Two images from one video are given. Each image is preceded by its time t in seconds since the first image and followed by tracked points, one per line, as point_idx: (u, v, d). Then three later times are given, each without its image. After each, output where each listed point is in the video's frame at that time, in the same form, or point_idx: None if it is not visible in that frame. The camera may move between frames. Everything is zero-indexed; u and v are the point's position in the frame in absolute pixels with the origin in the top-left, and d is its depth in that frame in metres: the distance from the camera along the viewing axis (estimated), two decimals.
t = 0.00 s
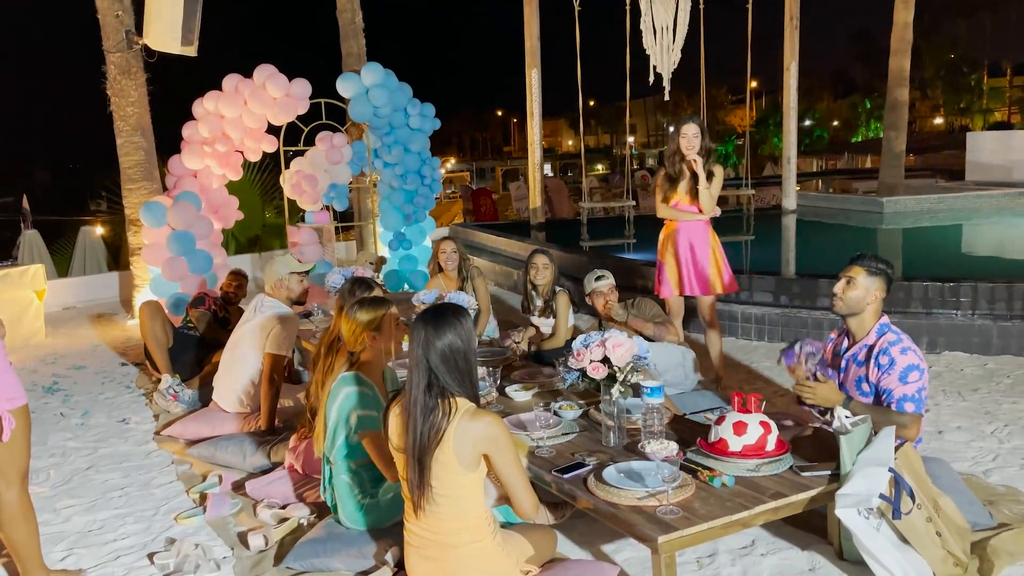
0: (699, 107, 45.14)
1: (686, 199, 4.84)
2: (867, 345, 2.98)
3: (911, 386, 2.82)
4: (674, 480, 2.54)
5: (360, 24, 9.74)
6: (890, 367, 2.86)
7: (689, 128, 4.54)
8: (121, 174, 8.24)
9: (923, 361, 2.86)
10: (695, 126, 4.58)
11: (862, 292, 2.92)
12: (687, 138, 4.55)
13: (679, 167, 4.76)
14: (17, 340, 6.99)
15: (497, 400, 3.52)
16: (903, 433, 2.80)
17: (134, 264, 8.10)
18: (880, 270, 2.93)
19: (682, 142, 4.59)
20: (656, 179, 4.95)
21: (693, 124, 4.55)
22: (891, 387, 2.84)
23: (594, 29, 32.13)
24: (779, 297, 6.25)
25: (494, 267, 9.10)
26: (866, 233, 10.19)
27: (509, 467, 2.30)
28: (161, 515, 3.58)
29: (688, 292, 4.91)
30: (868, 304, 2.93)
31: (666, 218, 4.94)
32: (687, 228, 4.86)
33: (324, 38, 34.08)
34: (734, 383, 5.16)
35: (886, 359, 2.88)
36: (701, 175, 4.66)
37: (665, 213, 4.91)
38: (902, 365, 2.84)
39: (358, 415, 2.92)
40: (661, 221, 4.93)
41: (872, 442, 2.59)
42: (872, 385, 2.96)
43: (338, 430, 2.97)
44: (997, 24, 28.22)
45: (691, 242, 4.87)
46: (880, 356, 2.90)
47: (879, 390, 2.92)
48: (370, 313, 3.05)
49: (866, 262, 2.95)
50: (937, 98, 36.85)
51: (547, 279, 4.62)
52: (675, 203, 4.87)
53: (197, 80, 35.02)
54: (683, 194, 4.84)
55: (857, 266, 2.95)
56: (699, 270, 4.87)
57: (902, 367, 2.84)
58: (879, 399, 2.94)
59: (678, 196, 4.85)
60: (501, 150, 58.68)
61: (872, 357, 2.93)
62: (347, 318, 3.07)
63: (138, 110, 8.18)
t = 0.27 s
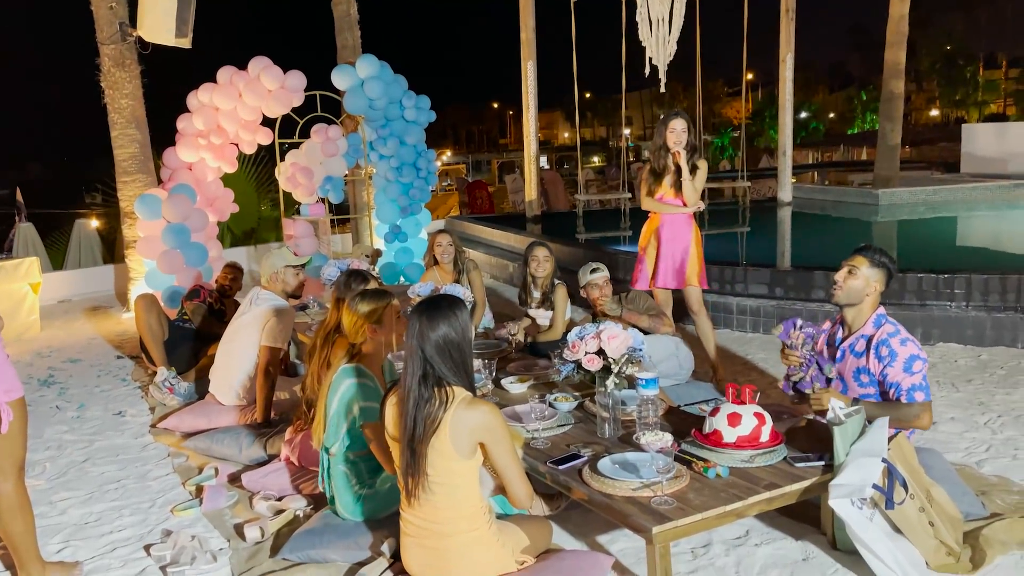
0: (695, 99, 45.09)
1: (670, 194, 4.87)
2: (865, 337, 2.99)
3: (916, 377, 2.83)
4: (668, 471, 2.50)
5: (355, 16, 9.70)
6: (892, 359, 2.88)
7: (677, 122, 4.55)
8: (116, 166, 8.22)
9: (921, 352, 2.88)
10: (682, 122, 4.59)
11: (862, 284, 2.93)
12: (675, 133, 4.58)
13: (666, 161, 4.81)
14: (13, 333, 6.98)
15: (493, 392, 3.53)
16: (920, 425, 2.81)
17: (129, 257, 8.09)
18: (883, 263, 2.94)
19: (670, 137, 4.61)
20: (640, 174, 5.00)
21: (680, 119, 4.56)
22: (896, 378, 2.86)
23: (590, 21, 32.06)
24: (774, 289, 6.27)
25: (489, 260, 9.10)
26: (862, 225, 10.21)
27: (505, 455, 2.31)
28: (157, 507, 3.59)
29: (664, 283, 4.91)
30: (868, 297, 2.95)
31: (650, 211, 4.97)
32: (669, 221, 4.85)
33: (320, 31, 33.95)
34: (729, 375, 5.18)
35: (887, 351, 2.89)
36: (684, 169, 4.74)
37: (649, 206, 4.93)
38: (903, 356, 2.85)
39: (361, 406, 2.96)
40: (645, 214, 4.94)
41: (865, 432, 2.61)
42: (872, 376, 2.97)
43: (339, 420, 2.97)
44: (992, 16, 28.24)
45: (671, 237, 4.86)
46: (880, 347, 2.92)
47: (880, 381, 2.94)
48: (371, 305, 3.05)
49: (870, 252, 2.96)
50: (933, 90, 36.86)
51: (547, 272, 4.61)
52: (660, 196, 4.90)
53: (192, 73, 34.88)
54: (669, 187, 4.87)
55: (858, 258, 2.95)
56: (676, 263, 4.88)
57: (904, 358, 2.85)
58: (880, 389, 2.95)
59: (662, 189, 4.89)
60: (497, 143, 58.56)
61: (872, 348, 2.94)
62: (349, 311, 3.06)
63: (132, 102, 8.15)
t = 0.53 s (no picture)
0: (692, 91, 45.01)
1: (662, 186, 4.84)
2: (871, 329, 2.95)
3: (927, 363, 2.83)
4: (663, 462, 2.55)
5: (351, 7, 9.67)
6: (902, 348, 2.85)
7: (667, 117, 4.48)
8: (111, 159, 8.20)
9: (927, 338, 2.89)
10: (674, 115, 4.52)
11: (864, 285, 2.84)
12: (665, 127, 4.51)
13: (656, 154, 4.75)
14: (9, 326, 6.98)
15: (489, 384, 3.54)
16: (931, 411, 2.77)
17: (125, 250, 8.08)
18: (873, 257, 2.81)
19: (660, 132, 4.55)
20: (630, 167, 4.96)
21: (671, 113, 4.49)
22: (906, 367, 2.84)
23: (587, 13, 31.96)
24: (770, 281, 6.28)
25: (486, 252, 9.10)
26: (858, 217, 10.22)
27: (501, 446, 2.32)
28: (153, 499, 3.60)
29: (652, 276, 4.97)
30: (870, 295, 2.88)
31: (643, 204, 4.95)
32: (661, 213, 4.87)
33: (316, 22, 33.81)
34: (725, 366, 5.19)
35: (896, 341, 2.87)
36: (674, 161, 4.70)
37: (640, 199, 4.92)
38: (913, 345, 2.85)
39: (367, 398, 2.92)
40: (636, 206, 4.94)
41: (860, 423, 2.62)
42: (879, 367, 2.94)
43: (342, 410, 2.97)
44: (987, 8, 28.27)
45: (664, 230, 4.88)
46: (886, 337, 2.89)
47: (889, 371, 2.91)
48: (373, 297, 3.03)
49: (852, 251, 2.81)
50: (930, 82, 36.82)
51: (544, 266, 4.58)
52: (651, 189, 4.88)
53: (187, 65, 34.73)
54: (659, 180, 4.83)
55: (849, 263, 2.82)
56: (667, 253, 4.90)
57: (914, 346, 2.84)
58: (888, 379, 2.93)
59: (654, 182, 4.86)
60: (494, 135, 58.43)
61: (879, 339, 2.91)
62: (351, 303, 3.06)
63: (127, 94, 8.12)
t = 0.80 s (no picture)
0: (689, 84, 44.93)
1: (656, 179, 4.84)
2: (870, 322, 2.96)
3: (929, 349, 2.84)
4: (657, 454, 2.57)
5: None
6: (904, 335, 2.85)
7: (660, 111, 4.48)
8: (106, 151, 8.17)
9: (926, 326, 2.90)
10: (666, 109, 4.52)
11: (860, 283, 2.84)
12: (658, 121, 4.52)
13: (650, 147, 4.74)
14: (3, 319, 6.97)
15: (485, 377, 3.54)
16: (937, 396, 2.74)
17: (120, 243, 8.06)
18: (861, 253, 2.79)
19: (654, 126, 4.55)
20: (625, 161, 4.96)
21: (664, 107, 4.48)
22: (910, 351, 2.82)
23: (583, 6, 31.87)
24: (766, 274, 6.29)
25: (482, 245, 9.09)
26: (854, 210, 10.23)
27: (495, 439, 2.31)
28: (149, 492, 3.60)
29: (650, 271, 4.95)
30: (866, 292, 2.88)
31: (636, 198, 4.96)
32: (655, 207, 4.88)
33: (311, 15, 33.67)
34: (720, 359, 5.20)
35: (899, 329, 2.86)
36: (667, 154, 4.68)
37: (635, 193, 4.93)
38: (916, 332, 2.85)
39: (368, 390, 2.91)
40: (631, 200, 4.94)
41: (854, 415, 2.63)
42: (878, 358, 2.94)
43: (344, 403, 2.97)
44: (983, 1, 28.28)
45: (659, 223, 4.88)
46: (889, 327, 2.89)
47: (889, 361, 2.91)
48: (379, 288, 2.99)
49: (847, 247, 2.79)
50: (926, 75, 36.79)
51: (538, 260, 4.61)
52: (645, 182, 4.88)
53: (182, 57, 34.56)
54: (653, 173, 4.83)
55: (843, 263, 2.81)
56: (663, 244, 4.90)
57: (917, 334, 2.85)
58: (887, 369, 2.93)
59: (648, 176, 4.86)
60: (490, 128, 58.31)
61: (880, 330, 2.91)
62: (357, 295, 3.04)
63: (121, 87, 8.09)
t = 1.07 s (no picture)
0: (684, 78, 44.89)
1: (651, 174, 4.84)
2: (868, 318, 2.96)
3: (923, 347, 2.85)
4: (652, 449, 2.51)
5: None
6: (900, 331, 2.86)
7: (654, 104, 4.47)
8: (99, 146, 8.13)
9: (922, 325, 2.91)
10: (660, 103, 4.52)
11: (858, 280, 2.82)
12: (652, 115, 4.50)
13: (644, 141, 4.72)
14: None
15: (479, 372, 3.54)
16: (927, 396, 2.73)
17: (114, 238, 8.03)
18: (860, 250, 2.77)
19: (647, 120, 4.53)
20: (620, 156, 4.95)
21: (657, 101, 4.48)
22: (904, 349, 2.84)
23: None
24: (760, 269, 6.30)
25: (478, 240, 9.08)
26: (848, 205, 10.24)
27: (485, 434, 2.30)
28: (143, 488, 3.59)
29: (646, 265, 4.95)
30: (864, 289, 2.87)
31: (631, 193, 4.95)
32: (651, 202, 4.86)
33: (306, 9, 33.53)
34: (715, 354, 5.20)
35: (896, 325, 2.87)
36: (662, 149, 4.67)
37: (630, 188, 4.91)
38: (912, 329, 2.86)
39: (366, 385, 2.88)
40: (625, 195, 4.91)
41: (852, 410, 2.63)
42: (875, 355, 2.95)
43: (339, 399, 2.94)
44: None
45: (655, 218, 4.87)
46: (886, 322, 2.90)
47: (885, 358, 2.91)
48: (377, 284, 2.97)
49: (844, 243, 2.78)
50: (921, 69, 36.82)
51: (530, 256, 4.61)
52: (640, 177, 4.87)
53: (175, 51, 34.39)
54: (648, 168, 4.83)
55: (842, 260, 2.79)
56: (660, 240, 4.89)
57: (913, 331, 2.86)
58: (883, 367, 2.93)
59: (643, 170, 4.85)
60: (486, 122, 58.23)
61: (877, 325, 2.92)
62: (357, 291, 3.00)
63: (115, 81, 8.05)
